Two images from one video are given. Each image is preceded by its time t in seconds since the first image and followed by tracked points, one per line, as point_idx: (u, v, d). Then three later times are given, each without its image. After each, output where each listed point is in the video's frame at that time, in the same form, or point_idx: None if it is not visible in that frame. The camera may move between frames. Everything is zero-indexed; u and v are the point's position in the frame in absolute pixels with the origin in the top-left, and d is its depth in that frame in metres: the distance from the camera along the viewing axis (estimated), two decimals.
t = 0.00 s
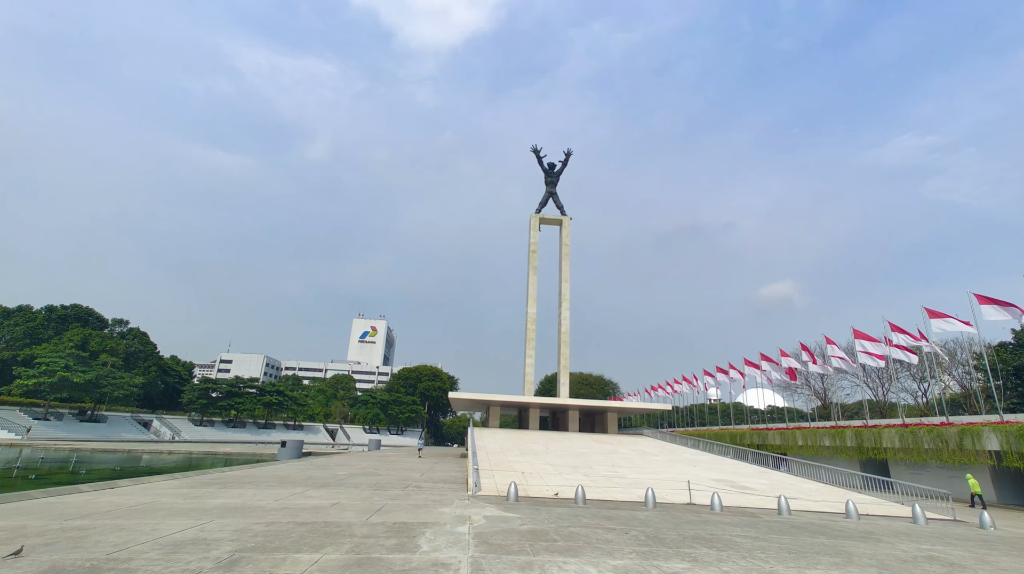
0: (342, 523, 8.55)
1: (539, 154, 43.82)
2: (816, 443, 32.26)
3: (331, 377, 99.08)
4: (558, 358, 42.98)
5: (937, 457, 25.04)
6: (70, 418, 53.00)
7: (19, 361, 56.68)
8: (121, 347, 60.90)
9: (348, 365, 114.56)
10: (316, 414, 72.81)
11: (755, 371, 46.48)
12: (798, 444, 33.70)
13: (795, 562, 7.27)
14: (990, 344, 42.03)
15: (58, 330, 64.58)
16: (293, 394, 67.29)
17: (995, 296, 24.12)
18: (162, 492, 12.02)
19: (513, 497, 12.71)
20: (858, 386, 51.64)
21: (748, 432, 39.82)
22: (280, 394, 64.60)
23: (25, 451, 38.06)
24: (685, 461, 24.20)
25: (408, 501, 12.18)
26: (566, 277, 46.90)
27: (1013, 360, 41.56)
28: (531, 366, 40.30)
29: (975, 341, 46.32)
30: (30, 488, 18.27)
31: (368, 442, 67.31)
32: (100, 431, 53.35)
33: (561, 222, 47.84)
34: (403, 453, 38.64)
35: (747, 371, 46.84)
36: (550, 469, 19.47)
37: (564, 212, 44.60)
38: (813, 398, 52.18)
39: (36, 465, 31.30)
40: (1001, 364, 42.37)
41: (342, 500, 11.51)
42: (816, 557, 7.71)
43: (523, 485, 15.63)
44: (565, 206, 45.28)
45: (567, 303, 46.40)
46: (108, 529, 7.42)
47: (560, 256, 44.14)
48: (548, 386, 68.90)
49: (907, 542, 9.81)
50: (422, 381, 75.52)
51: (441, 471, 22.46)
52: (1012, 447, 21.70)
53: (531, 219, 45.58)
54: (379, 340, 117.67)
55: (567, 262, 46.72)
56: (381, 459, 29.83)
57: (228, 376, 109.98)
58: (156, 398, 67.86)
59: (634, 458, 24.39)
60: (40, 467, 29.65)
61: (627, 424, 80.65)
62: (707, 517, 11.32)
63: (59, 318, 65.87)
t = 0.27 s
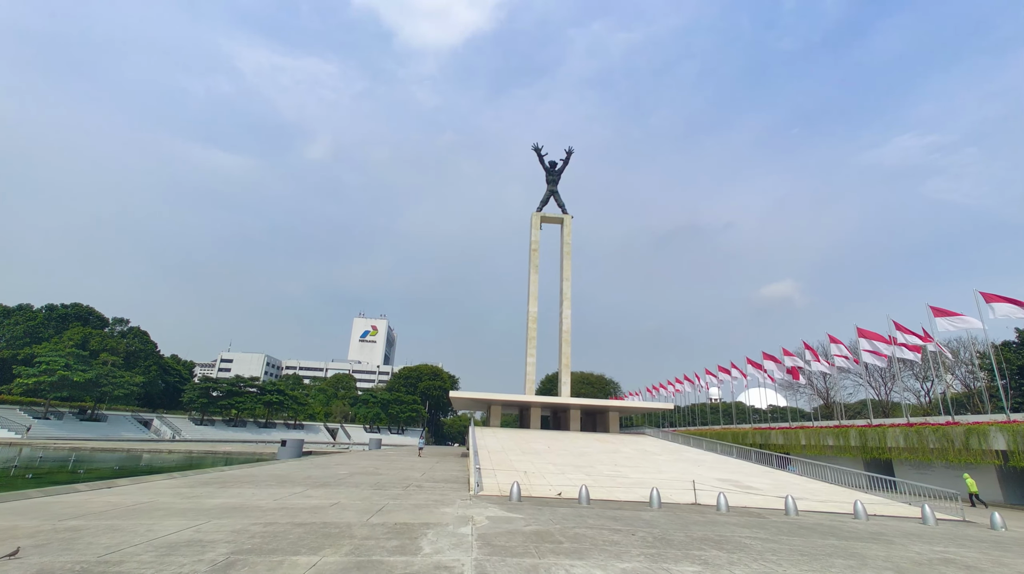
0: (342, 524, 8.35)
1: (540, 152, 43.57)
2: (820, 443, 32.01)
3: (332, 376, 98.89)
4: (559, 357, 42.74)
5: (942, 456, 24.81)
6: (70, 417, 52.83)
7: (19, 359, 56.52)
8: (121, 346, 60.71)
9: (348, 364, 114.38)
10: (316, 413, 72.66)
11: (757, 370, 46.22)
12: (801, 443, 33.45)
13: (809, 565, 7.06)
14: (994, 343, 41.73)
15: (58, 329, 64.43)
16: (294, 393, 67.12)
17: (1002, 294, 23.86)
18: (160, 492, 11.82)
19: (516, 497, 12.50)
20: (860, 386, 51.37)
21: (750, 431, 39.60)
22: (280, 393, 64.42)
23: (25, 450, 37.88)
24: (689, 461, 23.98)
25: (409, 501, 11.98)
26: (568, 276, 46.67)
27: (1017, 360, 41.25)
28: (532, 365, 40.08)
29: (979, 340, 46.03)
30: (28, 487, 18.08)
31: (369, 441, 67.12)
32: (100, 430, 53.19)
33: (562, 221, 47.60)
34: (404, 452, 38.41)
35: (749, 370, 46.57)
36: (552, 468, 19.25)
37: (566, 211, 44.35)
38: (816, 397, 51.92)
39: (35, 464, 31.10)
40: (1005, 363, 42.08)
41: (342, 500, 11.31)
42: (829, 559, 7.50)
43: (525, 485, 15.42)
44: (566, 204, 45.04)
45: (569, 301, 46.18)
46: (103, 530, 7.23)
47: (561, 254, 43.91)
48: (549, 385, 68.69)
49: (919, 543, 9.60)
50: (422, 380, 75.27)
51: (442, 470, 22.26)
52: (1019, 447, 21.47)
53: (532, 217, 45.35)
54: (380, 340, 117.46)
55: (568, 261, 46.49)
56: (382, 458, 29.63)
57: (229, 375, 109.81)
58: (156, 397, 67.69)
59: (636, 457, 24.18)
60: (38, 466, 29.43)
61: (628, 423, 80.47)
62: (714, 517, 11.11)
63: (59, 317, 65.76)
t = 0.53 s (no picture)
0: (341, 523, 8.18)
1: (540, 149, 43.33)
2: (823, 441, 31.84)
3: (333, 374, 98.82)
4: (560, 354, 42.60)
5: (946, 453, 24.64)
6: (71, 414, 52.80)
7: (19, 357, 56.47)
8: (122, 344, 60.63)
9: (349, 362, 114.32)
10: (317, 411, 72.60)
11: (759, 367, 46.01)
12: (804, 441, 33.29)
13: (819, 565, 6.87)
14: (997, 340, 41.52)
15: (59, 326, 64.38)
16: (295, 391, 67.05)
17: (1005, 290, 23.69)
18: (157, 490, 11.67)
19: (518, 495, 12.33)
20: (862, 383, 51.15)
21: (752, 428, 39.43)
22: (281, 391, 64.35)
23: (25, 447, 37.80)
24: (691, 459, 23.79)
25: (409, 499, 11.81)
26: (569, 273, 46.46)
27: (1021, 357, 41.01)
28: (534, 363, 39.91)
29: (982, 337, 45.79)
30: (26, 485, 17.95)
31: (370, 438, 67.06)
32: (101, 428, 53.14)
33: (563, 218, 47.38)
34: (405, 450, 38.29)
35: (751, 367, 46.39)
36: (554, 466, 19.06)
37: (567, 207, 44.11)
38: (817, 395, 51.74)
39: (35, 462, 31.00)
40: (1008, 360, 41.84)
41: (341, 499, 11.15)
42: (840, 560, 7.30)
43: (527, 482, 15.25)
44: (567, 201, 44.80)
45: (570, 299, 45.99)
46: (97, 529, 7.07)
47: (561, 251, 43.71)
48: (550, 382, 68.55)
49: (929, 542, 9.42)
50: (423, 378, 75.14)
51: (444, 468, 22.11)
52: None
53: (532, 214, 45.13)
54: (380, 337, 117.34)
55: (569, 258, 46.28)
56: (382, 456, 29.49)
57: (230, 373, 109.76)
58: (157, 395, 67.63)
59: (638, 455, 24.01)
60: (38, 464, 29.34)
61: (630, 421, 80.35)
62: (719, 516, 10.93)
63: (60, 314, 65.74)
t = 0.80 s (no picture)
0: (340, 518, 8.03)
1: (541, 143, 42.99)
2: (825, 435, 31.71)
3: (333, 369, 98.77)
4: (561, 349, 42.44)
5: (949, 448, 24.50)
6: (72, 410, 52.79)
7: (20, 353, 56.41)
8: (122, 339, 60.54)
9: (350, 358, 114.31)
10: (318, 406, 72.64)
11: (761, 362, 45.88)
12: (806, 436, 33.16)
13: (829, 561, 6.71)
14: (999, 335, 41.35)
15: (59, 322, 64.31)
16: (296, 386, 67.04)
17: (1011, 283, 23.44)
18: (155, 484, 11.53)
19: (520, 490, 12.18)
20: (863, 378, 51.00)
21: (754, 423, 39.32)
22: (282, 386, 64.31)
23: (26, 443, 37.78)
24: (693, 453, 23.66)
25: (410, 493, 11.66)
26: (570, 268, 46.26)
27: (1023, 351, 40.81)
28: (534, 358, 39.77)
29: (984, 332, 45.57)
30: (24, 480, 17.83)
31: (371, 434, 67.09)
32: (102, 423, 53.13)
33: (564, 212, 47.13)
34: (406, 445, 38.23)
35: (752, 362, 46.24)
36: (556, 461, 18.92)
37: (567, 202, 43.85)
38: (818, 390, 51.59)
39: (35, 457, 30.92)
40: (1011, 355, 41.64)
41: (341, 494, 11.00)
42: (850, 555, 7.14)
43: (528, 477, 15.11)
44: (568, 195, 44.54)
45: (570, 294, 45.81)
46: (91, 524, 6.93)
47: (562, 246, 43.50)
48: (550, 378, 68.47)
49: (937, 537, 9.27)
50: (424, 373, 75.05)
51: (445, 463, 21.99)
52: None
53: (533, 209, 44.89)
54: (381, 333, 117.30)
55: (570, 253, 46.07)
56: (383, 451, 29.38)
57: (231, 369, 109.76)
58: (158, 390, 67.62)
59: (640, 450, 23.87)
60: (39, 459, 29.27)
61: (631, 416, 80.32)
62: (724, 510, 10.78)
63: (60, 310, 65.62)
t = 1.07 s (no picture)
0: (341, 513, 7.88)
1: (544, 135, 42.59)
2: (829, 429, 31.52)
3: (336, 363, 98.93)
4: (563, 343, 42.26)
5: (956, 441, 24.28)
6: (77, 403, 53.00)
7: (24, 347, 56.59)
8: (126, 334, 60.64)
9: (353, 352, 114.47)
10: (321, 400, 72.80)
11: (765, 356, 45.63)
12: (810, 429, 32.98)
13: (842, 557, 6.53)
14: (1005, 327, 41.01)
15: (63, 316, 64.45)
16: (299, 380, 67.16)
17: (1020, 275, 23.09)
18: (156, 478, 11.42)
19: (523, 484, 12.03)
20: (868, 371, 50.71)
21: (758, 417, 39.15)
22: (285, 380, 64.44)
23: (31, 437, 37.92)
24: (697, 447, 23.50)
25: (412, 487, 11.51)
26: (572, 262, 45.99)
27: None
28: (537, 352, 39.60)
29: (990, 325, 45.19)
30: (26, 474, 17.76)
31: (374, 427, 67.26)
32: (106, 417, 53.34)
33: (567, 205, 46.79)
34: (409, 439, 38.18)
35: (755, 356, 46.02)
36: (559, 455, 18.78)
37: (570, 195, 43.53)
38: (822, 383, 51.37)
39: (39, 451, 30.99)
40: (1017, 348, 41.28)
41: (342, 487, 10.88)
42: (864, 551, 6.95)
43: (532, 471, 14.96)
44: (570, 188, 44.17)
45: (573, 287, 45.56)
46: (87, 518, 6.80)
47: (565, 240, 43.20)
48: (553, 372, 68.37)
49: (949, 531, 9.09)
50: (426, 367, 75.09)
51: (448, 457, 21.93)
52: None
53: (536, 202, 44.56)
54: (384, 328, 117.38)
55: (573, 246, 45.77)
56: (386, 444, 29.34)
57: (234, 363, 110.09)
58: (162, 384, 67.87)
59: (644, 443, 23.73)
60: (43, 452, 29.30)
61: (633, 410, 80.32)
62: (731, 504, 10.61)
63: (64, 304, 65.75)
